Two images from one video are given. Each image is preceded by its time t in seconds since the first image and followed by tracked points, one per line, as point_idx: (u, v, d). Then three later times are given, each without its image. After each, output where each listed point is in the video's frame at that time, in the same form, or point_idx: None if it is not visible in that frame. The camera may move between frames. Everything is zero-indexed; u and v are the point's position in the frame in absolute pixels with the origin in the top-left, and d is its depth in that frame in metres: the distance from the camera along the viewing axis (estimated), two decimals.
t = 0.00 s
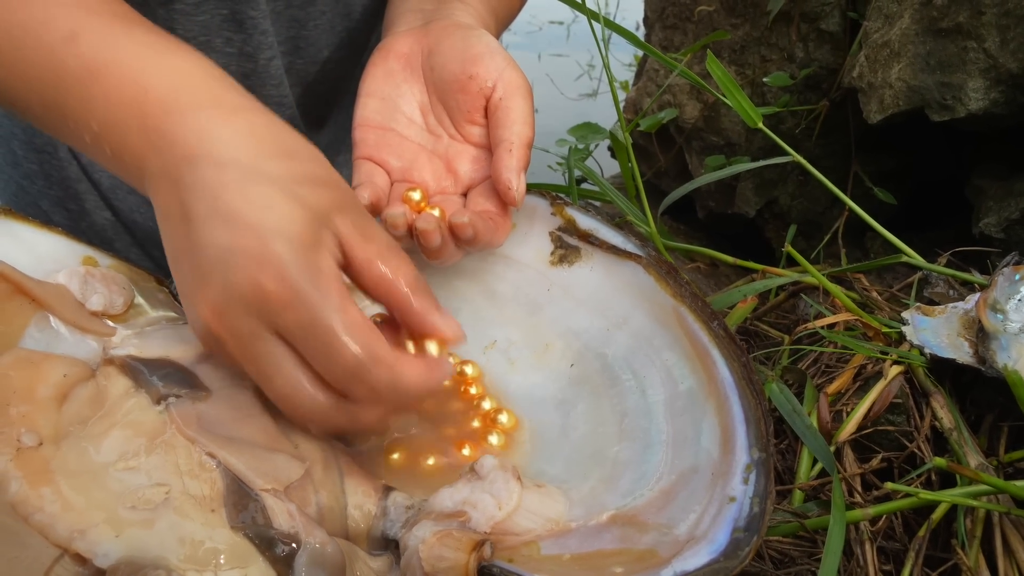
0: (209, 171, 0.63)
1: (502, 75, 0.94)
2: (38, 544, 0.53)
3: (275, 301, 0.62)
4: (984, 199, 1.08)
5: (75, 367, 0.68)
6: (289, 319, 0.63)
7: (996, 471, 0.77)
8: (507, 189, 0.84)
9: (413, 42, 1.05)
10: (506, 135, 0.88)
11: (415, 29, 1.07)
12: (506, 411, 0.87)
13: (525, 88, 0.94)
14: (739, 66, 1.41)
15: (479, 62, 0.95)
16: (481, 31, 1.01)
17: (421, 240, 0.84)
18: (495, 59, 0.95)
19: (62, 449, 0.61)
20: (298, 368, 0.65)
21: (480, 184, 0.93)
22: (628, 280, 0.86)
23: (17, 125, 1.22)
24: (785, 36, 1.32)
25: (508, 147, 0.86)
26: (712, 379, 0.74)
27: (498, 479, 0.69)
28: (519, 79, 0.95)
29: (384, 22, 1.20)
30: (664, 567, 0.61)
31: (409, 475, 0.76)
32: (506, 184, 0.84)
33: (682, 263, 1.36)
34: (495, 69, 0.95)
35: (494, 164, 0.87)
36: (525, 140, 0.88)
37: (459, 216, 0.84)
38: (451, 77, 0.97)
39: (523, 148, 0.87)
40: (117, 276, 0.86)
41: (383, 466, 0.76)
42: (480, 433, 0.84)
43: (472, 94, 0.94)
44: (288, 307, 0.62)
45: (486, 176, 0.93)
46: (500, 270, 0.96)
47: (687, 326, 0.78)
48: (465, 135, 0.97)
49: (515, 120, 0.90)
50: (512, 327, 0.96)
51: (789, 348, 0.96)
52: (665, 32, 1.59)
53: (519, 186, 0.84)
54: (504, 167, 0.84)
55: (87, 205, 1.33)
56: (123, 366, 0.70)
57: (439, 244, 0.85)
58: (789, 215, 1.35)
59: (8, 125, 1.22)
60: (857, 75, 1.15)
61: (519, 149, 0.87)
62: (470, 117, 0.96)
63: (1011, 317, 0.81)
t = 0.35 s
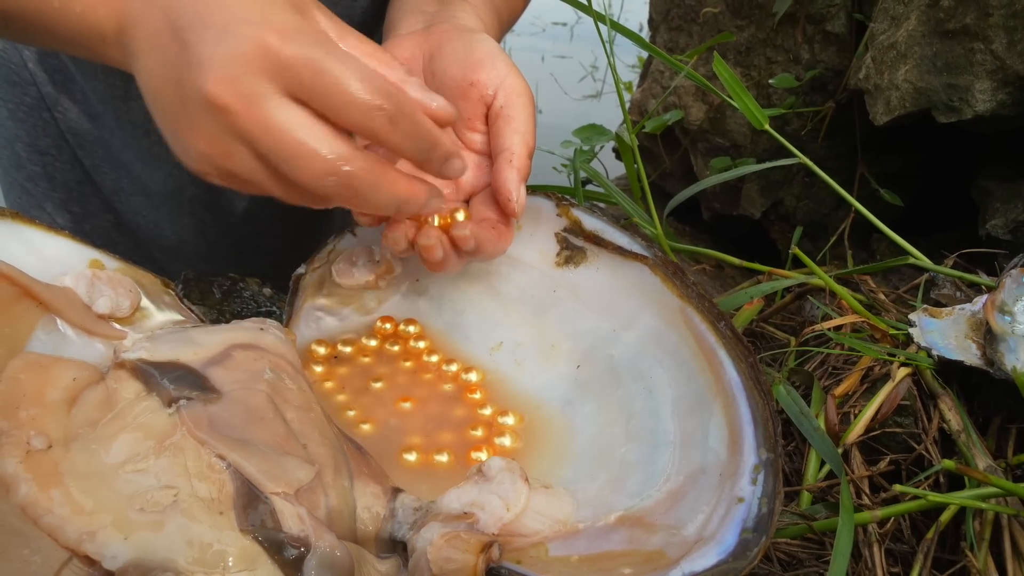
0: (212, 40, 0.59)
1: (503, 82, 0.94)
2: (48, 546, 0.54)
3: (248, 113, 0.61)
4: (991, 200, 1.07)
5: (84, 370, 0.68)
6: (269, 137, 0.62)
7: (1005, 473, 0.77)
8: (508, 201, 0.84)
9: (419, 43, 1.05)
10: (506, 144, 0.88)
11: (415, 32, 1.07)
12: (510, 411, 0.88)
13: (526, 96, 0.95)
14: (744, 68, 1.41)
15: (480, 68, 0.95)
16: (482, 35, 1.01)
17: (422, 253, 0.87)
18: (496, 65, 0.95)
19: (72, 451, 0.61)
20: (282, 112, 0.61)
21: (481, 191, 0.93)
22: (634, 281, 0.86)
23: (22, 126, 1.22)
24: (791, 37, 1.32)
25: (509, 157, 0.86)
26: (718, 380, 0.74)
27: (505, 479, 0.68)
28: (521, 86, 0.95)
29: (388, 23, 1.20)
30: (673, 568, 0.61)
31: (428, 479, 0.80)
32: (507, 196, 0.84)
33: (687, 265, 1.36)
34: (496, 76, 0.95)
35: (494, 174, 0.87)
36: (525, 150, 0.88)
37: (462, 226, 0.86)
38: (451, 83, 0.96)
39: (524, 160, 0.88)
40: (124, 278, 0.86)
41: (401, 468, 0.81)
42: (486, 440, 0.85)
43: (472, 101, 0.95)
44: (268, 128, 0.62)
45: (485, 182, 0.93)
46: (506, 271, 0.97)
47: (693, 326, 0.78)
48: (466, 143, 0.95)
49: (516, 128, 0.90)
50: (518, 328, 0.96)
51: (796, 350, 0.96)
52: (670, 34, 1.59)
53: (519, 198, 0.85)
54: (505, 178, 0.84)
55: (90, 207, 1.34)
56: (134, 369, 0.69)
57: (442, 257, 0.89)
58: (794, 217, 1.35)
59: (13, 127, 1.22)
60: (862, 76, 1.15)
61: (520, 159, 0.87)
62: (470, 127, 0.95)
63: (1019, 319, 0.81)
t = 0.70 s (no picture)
0: (231, 211, 0.60)
1: (508, 77, 0.94)
2: (50, 546, 0.55)
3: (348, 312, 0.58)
4: (994, 200, 1.07)
5: (86, 369, 0.68)
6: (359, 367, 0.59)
7: (1009, 473, 0.77)
8: (513, 193, 0.84)
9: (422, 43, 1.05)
10: (512, 138, 0.88)
11: (422, 30, 1.07)
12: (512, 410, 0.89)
13: (531, 90, 0.94)
14: (746, 68, 1.41)
15: (485, 63, 0.95)
16: (486, 31, 1.01)
17: (426, 239, 0.82)
18: (502, 61, 0.95)
19: (73, 452, 0.61)
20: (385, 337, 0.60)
21: (485, 184, 0.94)
22: (637, 283, 0.86)
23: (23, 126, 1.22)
24: (793, 38, 1.32)
25: (514, 150, 0.86)
26: (722, 384, 0.74)
27: (508, 482, 0.68)
28: (525, 80, 0.94)
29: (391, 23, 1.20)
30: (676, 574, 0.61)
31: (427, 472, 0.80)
32: (511, 188, 0.84)
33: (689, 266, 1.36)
34: (502, 71, 0.94)
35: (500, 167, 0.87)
36: (530, 143, 0.88)
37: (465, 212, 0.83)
38: (457, 78, 0.97)
39: (529, 154, 0.87)
40: (127, 278, 0.86)
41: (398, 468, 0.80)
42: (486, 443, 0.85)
43: (478, 95, 0.95)
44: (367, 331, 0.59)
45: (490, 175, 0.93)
46: (508, 273, 0.96)
47: (696, 330, 0.78)
48: (471, 136, 0.96)
49: (520, 122, 0.90)
50: (521, 330, 0.96)
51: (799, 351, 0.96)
52: (672, 34, 1.59)
53: (524, 189, 0.84)
54: (509, 169, 0.85)
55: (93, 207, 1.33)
56: (136, 369, 0.69)
57: (446, 243, 0.84)
58: (797, 217, 1.35)
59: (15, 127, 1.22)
60: (865, 77, 1.15)
61: (525, 151, 0.87)
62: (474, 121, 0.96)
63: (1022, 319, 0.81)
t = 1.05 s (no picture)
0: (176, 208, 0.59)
1: (515, 78, 0.94)
2: (57, 548, 0.54)
3: (287, 332, 0.59)
4: (1000, 201, 1.07)
5: (90, 372, 0.68)
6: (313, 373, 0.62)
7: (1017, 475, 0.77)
8: (519, 195, 0.84)
9: (427, 44, 1.05)
10: (519, 140, 0.88)
11: (428, 31, 1.06)
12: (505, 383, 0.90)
13: (538, 92, 0.94)
14: (750, 69, 1.40)
15: (491, 65, 0.95)
16: (492, 31, 1.00)
17: (433, 243, 0.83)
18: (508, 62, 0.95)
19: (79, 453, 0.61)
20: (329, 336, 0.61)
21: (492, 187, 0.93)
22: (643, 283, 0.86)
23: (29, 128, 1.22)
24: (798, 38, 1.32)
25: (521, 152, 0.86)
26: (729, 384, 0.74)
27: (515, 484, 0.68)
28: (532, 82, 0.94)
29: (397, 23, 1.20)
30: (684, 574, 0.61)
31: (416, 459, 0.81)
32: (518, 190, 0.84)
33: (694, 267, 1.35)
34: (510, 73, 0.94)
35: (506, 169, 0.87)
36: (536, 144, 0.88)
37: (473, 219, 0.83)
38: (463, 80, 0.97)
39: (535, 154, 0.87)
40: (131, 280, 0.86)
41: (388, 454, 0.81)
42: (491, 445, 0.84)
43: (485, 98, 0.94)
44: (310, 347, 0.60)
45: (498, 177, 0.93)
46: (512, 274, 0.96)
47: (702, 330, 0.78)
48: (477, 138, 0.96)
49: (527, 125, 0.89)
50: (526, 331, 0.96)
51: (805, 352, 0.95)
52: (677, 35, 1.59)
53: (531, 190, 0.84)
54: (516, 172, 0.84)
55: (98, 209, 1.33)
56: (139, 371, 0.69)
57: (453, 248, 0.84)
58: (801, 218, 1.35)
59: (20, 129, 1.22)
60: (871, 77, 1.15)
61: (532, 154, 0.86)
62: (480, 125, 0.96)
63: None
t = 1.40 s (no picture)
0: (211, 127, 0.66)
1: (514, 85, 0.94)
2: (58, 550, 0.54)
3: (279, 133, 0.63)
4: (1001, 203, 1.07)
5: (94, 374, 0.69)
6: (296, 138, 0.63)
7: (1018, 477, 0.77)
8: (516, 205, 0.85)
9: (427, 46, 1.05)
10: (517, 148, 0.88)
11: (427, 34, 1.06)
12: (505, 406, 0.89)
13: (538, 99, 0.94)
14: (752, 71, 1.40)
15: (490, 71, 0.95)
16: (491, 37, 1.00)
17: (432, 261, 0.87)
18: (507, 68, 0.95)
19: (82, 455, 0.61)
20: (316, 118, 0.63)
21: (489, 195, 0.93)
22: (644, 285, 0.86)
23: (30, 129, 1.23)
24: (800, 40, 1.32)
25: (518, 160, 0.86)
26: (730, 386, 0.74)
27: (517, 484, 0.67)
28: (532, 89, 0.95)
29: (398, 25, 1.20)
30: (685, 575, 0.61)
31: (417, 456, 0.83)
32: (515, 200, 0.84)
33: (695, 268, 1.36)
34: (507, 79, 0.95)
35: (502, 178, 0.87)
36: (534, 154, 0.88)
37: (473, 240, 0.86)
38: (463, 85, 0.97)
39: (533, 165, 0.87)
40: (133, 281, 0.87)
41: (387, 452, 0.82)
42: (500, 446, 0.84)
43: (483, 105, 0.95)
44: (306, 132, 0.63)
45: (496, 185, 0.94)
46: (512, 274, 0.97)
47: (704, 332, 0.78)
48: (476, 145, 0.95)
49: (526, 132, 0.90)
50: (528, 332, 0.96)
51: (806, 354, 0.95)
52: (678, 37, 1.59)
53: (526, 202, 0.85)
54: (513, 182, 0.85)
55: (99, 210, 1.34)
56: (145, 373, 0.69)
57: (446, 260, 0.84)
58: (803, 219, 1.35)
59: (21, 130, 1.23)
60: (872, 79, 1.15)
61: (529, 162, 0.87)
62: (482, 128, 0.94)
63: None
